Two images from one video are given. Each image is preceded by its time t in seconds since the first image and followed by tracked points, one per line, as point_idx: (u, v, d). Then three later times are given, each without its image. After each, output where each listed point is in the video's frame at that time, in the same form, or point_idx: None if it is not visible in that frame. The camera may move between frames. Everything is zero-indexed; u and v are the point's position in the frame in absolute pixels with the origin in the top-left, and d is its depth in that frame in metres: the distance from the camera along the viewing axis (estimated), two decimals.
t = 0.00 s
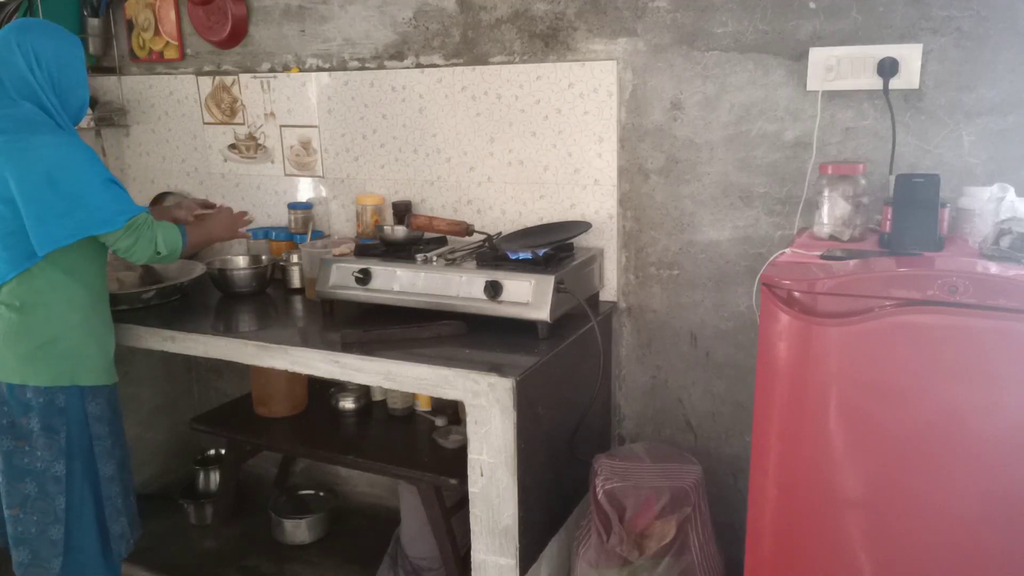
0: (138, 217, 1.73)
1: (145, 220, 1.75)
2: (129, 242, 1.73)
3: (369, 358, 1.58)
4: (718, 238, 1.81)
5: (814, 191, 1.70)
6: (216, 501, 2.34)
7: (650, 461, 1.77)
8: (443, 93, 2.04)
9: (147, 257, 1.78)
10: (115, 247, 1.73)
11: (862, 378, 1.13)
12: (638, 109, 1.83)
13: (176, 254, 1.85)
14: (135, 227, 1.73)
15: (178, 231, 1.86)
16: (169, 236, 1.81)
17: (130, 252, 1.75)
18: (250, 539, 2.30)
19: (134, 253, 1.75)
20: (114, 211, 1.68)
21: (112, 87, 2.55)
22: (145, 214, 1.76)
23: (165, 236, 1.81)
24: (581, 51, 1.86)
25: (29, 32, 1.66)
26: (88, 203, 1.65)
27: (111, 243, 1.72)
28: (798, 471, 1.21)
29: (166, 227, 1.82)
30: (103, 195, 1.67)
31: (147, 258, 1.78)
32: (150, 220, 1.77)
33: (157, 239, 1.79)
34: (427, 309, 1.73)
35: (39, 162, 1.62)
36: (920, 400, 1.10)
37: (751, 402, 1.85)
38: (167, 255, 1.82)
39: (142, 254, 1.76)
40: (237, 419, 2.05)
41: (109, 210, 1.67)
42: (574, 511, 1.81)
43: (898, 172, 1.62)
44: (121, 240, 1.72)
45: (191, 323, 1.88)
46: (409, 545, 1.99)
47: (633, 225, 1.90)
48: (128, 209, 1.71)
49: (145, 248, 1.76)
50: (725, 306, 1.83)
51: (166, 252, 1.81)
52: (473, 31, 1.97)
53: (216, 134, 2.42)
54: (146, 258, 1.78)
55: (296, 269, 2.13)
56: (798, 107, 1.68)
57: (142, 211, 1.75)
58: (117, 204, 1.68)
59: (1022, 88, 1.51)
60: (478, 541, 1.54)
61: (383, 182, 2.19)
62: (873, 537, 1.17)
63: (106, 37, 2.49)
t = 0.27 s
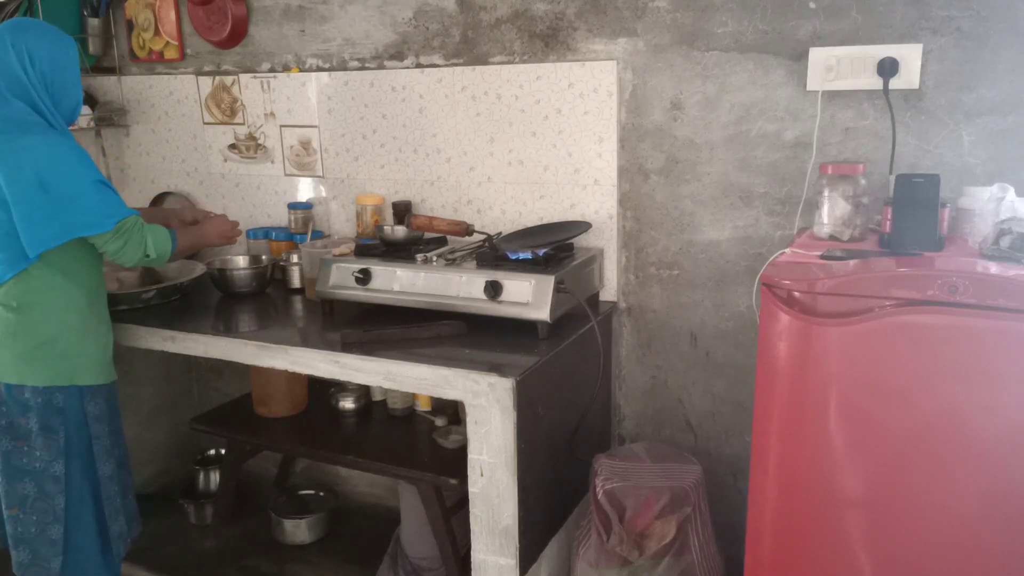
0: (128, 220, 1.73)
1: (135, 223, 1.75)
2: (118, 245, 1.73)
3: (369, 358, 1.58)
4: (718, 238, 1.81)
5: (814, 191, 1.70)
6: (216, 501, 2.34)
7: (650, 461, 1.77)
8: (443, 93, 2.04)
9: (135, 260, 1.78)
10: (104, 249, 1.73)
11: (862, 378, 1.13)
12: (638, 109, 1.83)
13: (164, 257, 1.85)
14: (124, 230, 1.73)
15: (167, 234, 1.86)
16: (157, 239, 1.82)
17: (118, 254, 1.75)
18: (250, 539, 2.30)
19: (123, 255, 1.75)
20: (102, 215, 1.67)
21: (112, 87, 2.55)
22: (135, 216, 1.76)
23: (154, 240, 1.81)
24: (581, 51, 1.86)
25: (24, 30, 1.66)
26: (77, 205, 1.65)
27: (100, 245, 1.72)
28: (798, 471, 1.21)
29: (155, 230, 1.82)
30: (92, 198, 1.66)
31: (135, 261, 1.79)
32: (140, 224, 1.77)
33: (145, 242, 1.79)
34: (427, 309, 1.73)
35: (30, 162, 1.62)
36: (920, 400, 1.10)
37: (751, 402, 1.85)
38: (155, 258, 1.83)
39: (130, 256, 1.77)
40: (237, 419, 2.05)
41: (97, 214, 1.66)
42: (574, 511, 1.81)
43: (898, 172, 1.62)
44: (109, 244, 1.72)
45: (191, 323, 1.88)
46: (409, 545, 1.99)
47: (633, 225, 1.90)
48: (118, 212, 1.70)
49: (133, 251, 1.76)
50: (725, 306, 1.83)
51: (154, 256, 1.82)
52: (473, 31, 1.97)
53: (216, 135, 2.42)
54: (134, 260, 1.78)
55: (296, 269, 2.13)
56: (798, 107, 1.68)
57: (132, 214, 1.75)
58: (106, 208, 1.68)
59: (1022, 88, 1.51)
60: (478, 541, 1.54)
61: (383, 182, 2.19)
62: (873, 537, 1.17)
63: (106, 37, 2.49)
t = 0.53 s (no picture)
0: (126, 216, 1.74)
1: (133, 219, 1.76)
2: (117, 241, 1.73)
3: (369, 358, 1.58)
4: (718, 238, 1.81)
5: (814, 191, 1.70)
6: (216, 501, 2.34)
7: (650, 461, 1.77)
8: (443, 93, 2.04)
9: (134, 256, 1.78)
10: (103, 246, 1.73)
11: (862, 378, 1.13)
12: (638, 109, 1.83)
13: (163, 252, 1.86)
14: (123, 226, 1.73)
15: (164, 230, 1.87)
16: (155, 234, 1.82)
17: (118, 251, 1.75)
18: (250, 539, 2.30)
19: (122, 251, 1.75)
20: (102, 210, 1.67)
21: (112, 87, 2.55)
22: (132, 212, 1.77)
23: (152, 235, 1.82)
24: (581, 51, 1.86)
25: (22, 30, 1.67)
26: (75, 201, 1.65)
27: (99, 242, 1.72)
28: (798, 471, 1.21)
29: (152, 226, 1.83)
30: (91, 194, 1.67)
31: (135, 256, 1.79)
32: (138, 219, 1.77)
33: (144, 238, 1.80)
34: (427, 309, 1.73)
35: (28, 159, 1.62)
36: (920, 400, 1.10)
37: (751, 402, 1.85)
38: (154, 254, 1.83)
39: (130, 252, 1.77)
40: (237, 419, 2.05)
41: (96, 209, 1.67)
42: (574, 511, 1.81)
43: (898, 172, 1.62)
44: (109, 240, 1.72)
45: (191, 323, 1.88)
46: (409, 545, 1.99)
47: (633, 225, 1.90)
48: (116, 207, 1.70)
49: (133, 247, 1.76)
50: (725, 306, 1.83)
51: (153, 251, 1.82)
52: (474, 31, 1.97)
53: (216, 134, 2.42)
54: (134, 256, 1.78)
55: (296, 269, 2.13)
56: (798, 107, 1.68)
57: (130, 210, 1.75)
58: (104, 203, 1.68)
59: (1022, 88, 1.51)
60: (478, 541, 1.54)
61: (383, 182, 2.19)
62: (873, 537, 1.17)
63: (106, 37, 2.49)
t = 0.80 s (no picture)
0: (128, 208, 1.74)
1: (134, 211, 1.77)
2: (121, 234, 1.74)
3: (369, 358, 1.58)
4: (718, 238, 1.81)
5: (814, 191, 1.70)
6: (216, 501, 2.34)
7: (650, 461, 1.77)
8: (443, 93, 2.04)
9: (139, 247, 1.79)
10: (108, 240, 1.74)
11: (862, 378, 1.13)
12: (638, 109, 1.83)
13: (166, 242, 1.87)
14: (126, 218, 1.74)
15: (164, 220, 1.88)
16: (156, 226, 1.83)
17: (123, 244, 1.76)
18: (250, 539, 2.30)
19: (127, 243, 1.76)
20: (102, 205, 1.68)
21: (112, 87, 2.55)
22: (133, 205, 1.77)
23: (153, 226, 1.83)
24: (581, 50, 1.86)
25: (15, 28, 1.66)
26: (75, 197, 1.65)
27: (103, 236, 1.73)
28: (798, 471, 1.21)
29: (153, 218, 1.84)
30: (90, 190, 1.67)
31: (139, 248, 1.80)
32: (139, 212, 1.78)
33: (146, 230, 1.81)
34: (427, 309, 1.73)
35: (25, 158, 1.62)
36: (920, 399, 1.10)
37: (751, 402, 1.85)
38: (158, 244, 1.85)
39: (134, 245, 1.78)
40: (237, 419, 2.05)
41: (97, 204, 1.67)
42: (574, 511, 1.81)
43: (898, 172, 1.62)
44: (113, 233, 1.73)
45: (192, 323, 1.88)
46: (409, 546, 1.99)
47: (633, 225, 1.90)
48: (117, 201, 1.71)
49: (137, 238, 1.77)
50: (725, 306, 1.83)
51: (156, 241, 1.83)
52: (473, 31, 1.97)
53: (216, 134, 2.42)
54: (139, 249, 1.80)
55: (296, 269, 2.13)
56: (798, 107, 1.68)
57: (131, 202, 1.76)
58: (104, 198, 1.68)
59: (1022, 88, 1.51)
60: (478, 541, 1.54)
61: (383, 182, 2.19)
62: (873, 537, 1.17)
63: (106, 37, 2.49)
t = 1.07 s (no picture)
0: (109, 223, 1.70)
1: (117, 226, 1.71)
2: (96, 249, 1.69)
3: (369, 358, 1.58)
4: (718, 238, 1.81)
5: (814, 190, 1.70)
6: (216, 501, 2.34)
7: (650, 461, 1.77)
8: (443, 93, 2.04)
9: (118, 264, 1.74)
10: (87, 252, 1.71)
11: (862, 378, 1.13)
12: (638, 109, 1.83)
13: (151, 259, 1.78)
14: (103, 234, 1.69)
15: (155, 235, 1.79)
16: (142, 242, 1.76)
17: (100, 258, 1.71)
18: (250, 539, 2.30)
19: (104, 258, 1.72)
20: (87, 215, 1.66)
21: (112, 87, 2.55)
22: (118, 219, 1.71)
23: (137, 242, 1.75)
24: (581, 50, 1.86)
25: (14, 29, 1.66)
26: (62, 204, 1.64)
27: (82, 248, 1.70)
28: (798, 471, 1.21)
29: (140, 232, 1.76)
30: (76, 198, 1.65)
31: (119, 264, 1.74)
32: (123, 226, 1.72)
33: (128, 245, 1.73)
34: (427, 309, 1.73)
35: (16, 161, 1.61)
36: (920, 399, 1.10)
37: (751, 402, 1.85)
38: (141, 261, 1.77)
39: (112, 260, 1.72)
40: (237, 419, 2.05)
41: (82, 214, 1.65)
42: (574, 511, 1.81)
43: (898, 172, 1.62)
44: (89, 246, 1.69)
45: (192, 323, 1.88)
46: (409, 545, 1.99)
47: (633, 225, 1.90)
48: (99, 214, 1.67)
49: (114, 254, 1.72)
50: (725, 306, 1.83)
51: (138, 259, 1.76)
52: (473, 31, 1.97)
53: (216, 134, 2.42)
54: (117, 264, 1.74)
55: (296, 269, 2.13)
56: (797, 107, 1.68)
57: (115, 217, 1.70)
58: (90, 208, 1.66)
59: (1022, 88, 1.51)
60: (478, 541, 1.54)
61: (383, 182, 2.19)
62: (873, 537, 1.17)
63: (106, 37, 2.49)
